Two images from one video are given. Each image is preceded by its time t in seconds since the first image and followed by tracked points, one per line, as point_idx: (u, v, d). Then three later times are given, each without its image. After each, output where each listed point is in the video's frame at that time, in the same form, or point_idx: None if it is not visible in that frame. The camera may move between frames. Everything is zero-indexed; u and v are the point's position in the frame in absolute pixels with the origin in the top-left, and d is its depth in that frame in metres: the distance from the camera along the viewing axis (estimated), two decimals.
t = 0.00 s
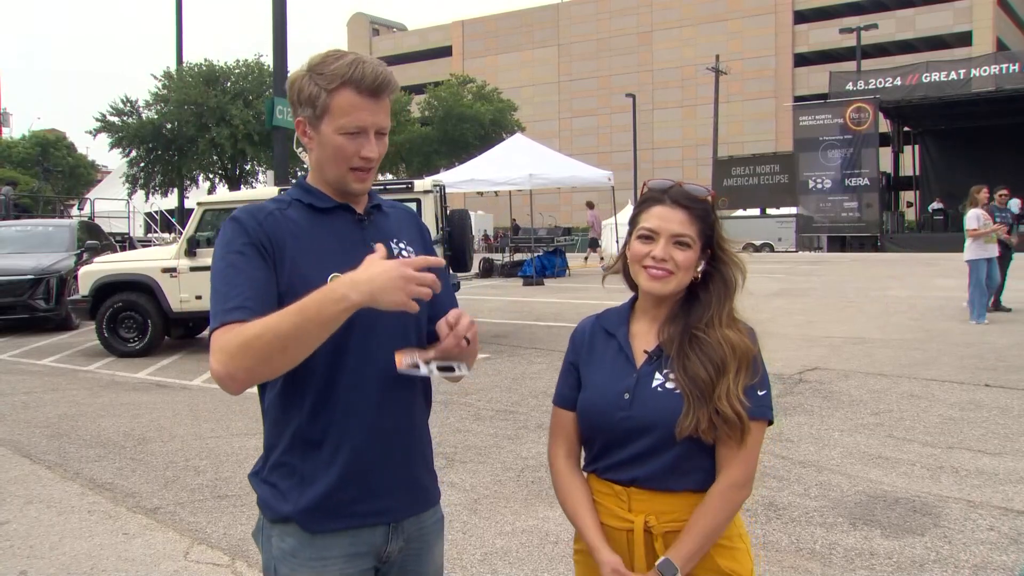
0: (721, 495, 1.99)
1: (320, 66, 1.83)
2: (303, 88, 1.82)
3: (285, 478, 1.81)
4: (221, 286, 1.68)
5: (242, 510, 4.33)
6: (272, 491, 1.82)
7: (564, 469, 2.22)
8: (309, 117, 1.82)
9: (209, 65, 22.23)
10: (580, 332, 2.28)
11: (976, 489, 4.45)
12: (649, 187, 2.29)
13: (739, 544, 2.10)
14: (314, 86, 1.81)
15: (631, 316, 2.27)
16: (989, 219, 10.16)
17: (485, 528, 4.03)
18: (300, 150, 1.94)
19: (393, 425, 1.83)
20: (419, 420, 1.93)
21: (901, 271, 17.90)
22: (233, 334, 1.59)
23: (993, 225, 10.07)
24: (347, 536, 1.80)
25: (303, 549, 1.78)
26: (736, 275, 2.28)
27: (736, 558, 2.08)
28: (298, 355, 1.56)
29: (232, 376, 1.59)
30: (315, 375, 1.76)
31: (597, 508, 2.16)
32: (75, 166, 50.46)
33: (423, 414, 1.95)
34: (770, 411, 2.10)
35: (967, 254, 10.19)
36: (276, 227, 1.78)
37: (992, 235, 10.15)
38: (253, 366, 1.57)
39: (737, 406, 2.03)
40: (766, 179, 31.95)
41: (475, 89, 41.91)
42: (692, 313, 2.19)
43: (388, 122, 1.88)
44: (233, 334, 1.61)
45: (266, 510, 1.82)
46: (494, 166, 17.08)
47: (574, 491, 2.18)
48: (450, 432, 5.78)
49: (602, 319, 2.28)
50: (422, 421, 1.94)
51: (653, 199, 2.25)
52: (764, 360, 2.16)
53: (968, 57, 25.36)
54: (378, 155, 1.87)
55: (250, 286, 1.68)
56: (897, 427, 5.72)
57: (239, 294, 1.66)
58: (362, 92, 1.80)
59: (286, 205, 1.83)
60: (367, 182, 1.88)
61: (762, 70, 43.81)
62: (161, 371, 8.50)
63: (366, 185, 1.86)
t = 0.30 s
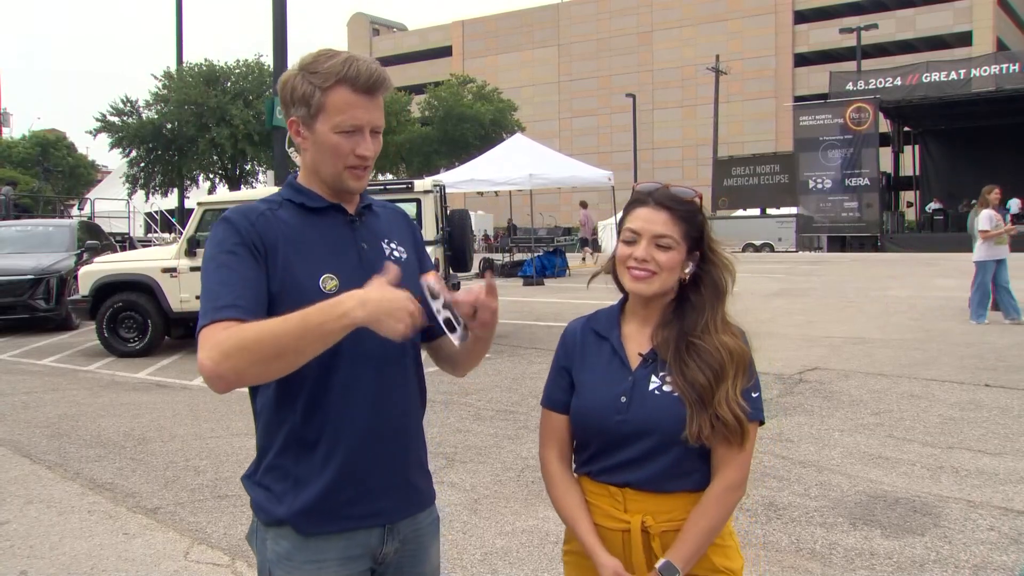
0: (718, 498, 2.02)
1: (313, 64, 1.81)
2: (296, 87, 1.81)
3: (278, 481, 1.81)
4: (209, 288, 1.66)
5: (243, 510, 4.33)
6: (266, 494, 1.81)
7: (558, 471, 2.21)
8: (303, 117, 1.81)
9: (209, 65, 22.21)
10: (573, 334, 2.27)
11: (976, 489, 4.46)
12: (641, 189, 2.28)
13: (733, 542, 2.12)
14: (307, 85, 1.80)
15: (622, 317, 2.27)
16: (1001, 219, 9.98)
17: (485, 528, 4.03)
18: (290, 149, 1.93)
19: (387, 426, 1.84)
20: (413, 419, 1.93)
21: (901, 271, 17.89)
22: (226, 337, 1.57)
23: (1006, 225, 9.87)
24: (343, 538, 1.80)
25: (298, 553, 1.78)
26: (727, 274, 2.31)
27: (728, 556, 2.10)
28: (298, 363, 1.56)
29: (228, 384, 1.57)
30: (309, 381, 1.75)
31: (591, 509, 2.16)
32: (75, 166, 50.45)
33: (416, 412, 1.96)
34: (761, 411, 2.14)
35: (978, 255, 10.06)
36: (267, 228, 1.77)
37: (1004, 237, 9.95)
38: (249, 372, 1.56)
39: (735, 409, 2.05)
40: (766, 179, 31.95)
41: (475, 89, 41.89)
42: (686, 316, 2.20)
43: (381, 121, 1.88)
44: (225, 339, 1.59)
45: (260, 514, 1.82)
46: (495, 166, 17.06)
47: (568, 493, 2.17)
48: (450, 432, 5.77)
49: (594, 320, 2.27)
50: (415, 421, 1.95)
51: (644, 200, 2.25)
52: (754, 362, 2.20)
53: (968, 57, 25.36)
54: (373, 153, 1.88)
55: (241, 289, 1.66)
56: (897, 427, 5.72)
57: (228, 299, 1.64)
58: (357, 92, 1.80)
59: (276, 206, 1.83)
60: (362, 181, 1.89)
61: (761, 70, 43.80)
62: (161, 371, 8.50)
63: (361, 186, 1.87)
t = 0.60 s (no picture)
0: (697, 505, 1.99)
1: (303, 64, 1.80)
2: (287, 86, 1.80)
3: (270, 484, 1.80)
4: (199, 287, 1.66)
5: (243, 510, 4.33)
6: (258, 498, 1.81)
7: (556, 467, 2.23)
8: (295, 118, 1.79)
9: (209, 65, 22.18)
10: (578, 330, 2.30)
11: (976, 489, 4.46)
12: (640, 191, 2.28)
13: (722, 547, 2.10)
14: (299, 86, 1.79)
15: (628, 317, 2.28)
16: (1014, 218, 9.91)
17: (485, 528, 4.03)
18: (280, 149, 1.92)
19: (381, 428, 1.84)
20: (407, 422, 1.92)
21: (901, 271, 17.89)
22: (216, 343, 1.56)
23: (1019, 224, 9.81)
24: (336, 542, 1.80)
25: (292, 556, 1.78)
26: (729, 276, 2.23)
27: (716, 562, 2.08)
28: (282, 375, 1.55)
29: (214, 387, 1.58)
30: (301, 385, 1.75)
31: (583, 504, 2.18)
32: (75, 166, 50.44)
33: (411, 415, 1.95)
34: (752, 424, 2.09)
35: (997, 257, 9.89)
36: (258, 228, 1.76)
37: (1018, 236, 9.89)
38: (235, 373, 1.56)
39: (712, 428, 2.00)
40: (766, 179, 31.95)
41: (475, 89, 41.87)
42: (676, 321, 2.15)
43: (373, 120, 1.87)
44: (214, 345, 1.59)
45: (253, 517, 1.82)
46: (495, 166, 17.06)
47: (564, 490, 2.20)
48: (451, 432, 5.77)
49: (602, 317, 2.29)
50: (410, 424, 1.94)
51: (645, 202, 2.24)
52: (748, 372, 2.11)
53: (968, 57, 25.37)
54: (366, 152, 1.87)
55: (226, 292, 1.65)
56: (897, 427, 5.72)
57: (215, 300, 1.63)
58: (350, 91, 1.80)
59: (266, 206, 1.82)
60: (357, 181, 1.88)
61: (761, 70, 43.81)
62: (161, 371, 8.50)
63: (355, 186, 1.87)
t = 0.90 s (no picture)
0: (690, 510, 1.98)
1: (296, 66, 1.80)
2: (280, 88, 1.79)
3: (261, 489, 1.80)
4: (194, 291, 1.65)
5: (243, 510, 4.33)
6: (250, 502, 1.80)
7: (556, 464, 2.25)
8: (288, 120, 1.79)
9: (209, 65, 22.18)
10: (583, 331, 2.32)
11: (976, 489, 4.46)
12: (638, 192, 2.28)
13: (718, 551, 2.09)
14: (293, 86, 1.78)
15: (632, 317, 2.29)
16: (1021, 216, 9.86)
17: (485, 528, 4.03)
18: (271, 150, 1.91)
19: (373, 432, 1.83)
20: (400, 426, 1.92)
21: (901, 271, 17.90)
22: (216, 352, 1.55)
23: None
24: (328, 546, 1.80)
25: (284, 561, 1.77)
26: (728, 277, 2.21)
27: (711, 565, 2.08)
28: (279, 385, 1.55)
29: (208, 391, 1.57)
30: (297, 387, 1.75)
31: (583, 502, 2.19)
32: (76, 166, 50.45)
33: (404, 420, 1.96)
34: (749, 427, 2.04)
35: (1006, 257, 9.84)
36: (250, 232, 1.75)
37: None
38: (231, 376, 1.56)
39: (710, 433, 1.98)
40: (766, 179, 31.96)
41: (476, 89, 41.86)
42: (674, 322, 2.13)
43: (367, 122, 1.88)
44: (213, 358, 1.58)
45: (243, 522, 1.81)
46: (495, 166, 17.08)
47: (565, 490, 2.20)
48: (451, 432, 5.77)
49: (607, 317, 2.30)
50: (403, 427, 1.93)
51: (643, 203, 2.24)
52: (744, 374, 2.07)
53: (968, 58, 25.39)
54: (360, 153, 1.87)
55: (223, 297, 1.64)
56: (897, 427, 5.72)
57: (211, 304, 1.63)
58: (344, 92, 1.80)
59: (259, 207, 1.81)
60: (351, 182, 1.88)
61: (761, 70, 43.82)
62: (161, 371, 8.50)
63: (349, 186, 1.87)
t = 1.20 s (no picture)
0: (701, 507, 1.98)
1: (295, 65, 1.79)
2: (279, 87, 1.79)
3: (256, 492, 1.79)
4: (197, 294, 1.65)
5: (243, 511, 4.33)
6: (245, 505, 1.79)
7: (558, 466, 2.24)
8: (288, 118, 1.78)
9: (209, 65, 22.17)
10: (585, 331, 2.31)
11: (976, 489, 4.45)
12: (637, 191, 2.28)
13: (724, 548, 2.10)
14: (293, 85, 1.78)
15: (632, 317, 2.28)
16: None
17: (485, 528, 4.03)
18: (265, 151, 1.90)
19: (370, 435, 1.84)
20: (396, 428, 1.92)
21: (901, 271, 17.89)
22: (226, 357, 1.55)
23: None
24: (327, 547, 1.80)
25: (282, 563, 1.77)
26: (730, 276, 2.23)
27: (718, 564, 2.08)
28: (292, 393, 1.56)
29: (221, 398, 1.58)
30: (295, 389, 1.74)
31: (586, 505, 2.18)
32: (76, 166, 50.45)
33: (401, 422, 1.96)
34: (757, 424, 2.06)
35: (1010, 257, 9.86)
36: (246, 235, 1.74)
37: None
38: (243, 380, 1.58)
39: (722, 431, 2.00)
40: (766, 179, 31.95)
41: (476, 89, 41.85)
42: (679, 320, 2.15)
43: (365, 123, 1.88)
44: (220, 369, 1.59)
45: (238, 525, 1.80)
46: (495, 166, 17.07)
47: (567, 493, 2.20)
48: (451, 432, 5.77)
49: (607, 318, 2.30)
50: (398, 429, 1.94)
51: (643, 203, 2.24)
52: (751, 372, 2.10)
53: (968, 58, 25.39)
54: (357, 153, 1.87)
55: (226, 302, 1.64)
56: (897, 427, 5.72)
57: (214, 307, 1.63)
58: (344, 93, 1.80)
59: (254, 208, 1.80)
60: (348, 182, 1.88)
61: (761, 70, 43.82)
62: (161, 371, 8.49)
63: (346, 186, 1.87)
